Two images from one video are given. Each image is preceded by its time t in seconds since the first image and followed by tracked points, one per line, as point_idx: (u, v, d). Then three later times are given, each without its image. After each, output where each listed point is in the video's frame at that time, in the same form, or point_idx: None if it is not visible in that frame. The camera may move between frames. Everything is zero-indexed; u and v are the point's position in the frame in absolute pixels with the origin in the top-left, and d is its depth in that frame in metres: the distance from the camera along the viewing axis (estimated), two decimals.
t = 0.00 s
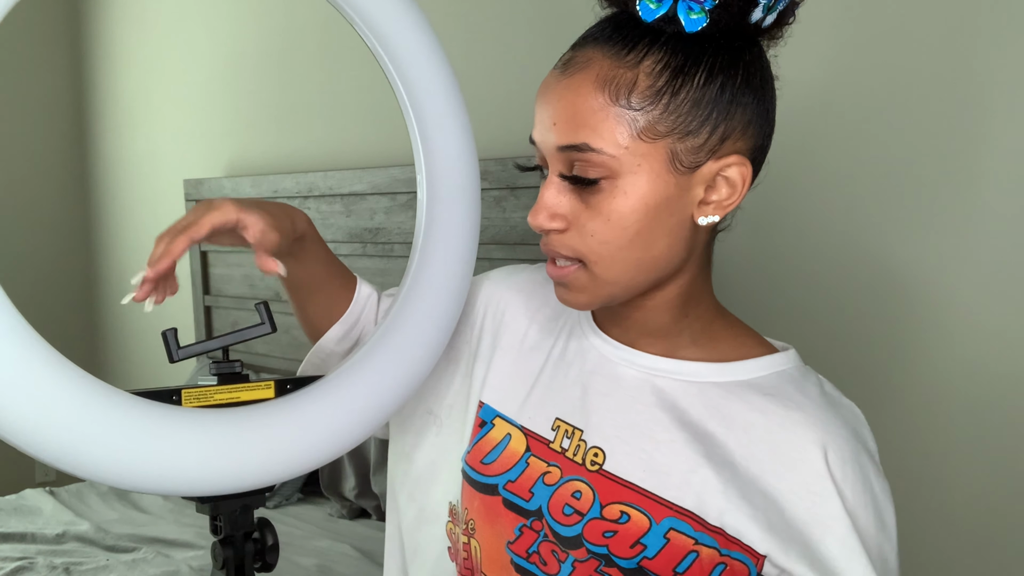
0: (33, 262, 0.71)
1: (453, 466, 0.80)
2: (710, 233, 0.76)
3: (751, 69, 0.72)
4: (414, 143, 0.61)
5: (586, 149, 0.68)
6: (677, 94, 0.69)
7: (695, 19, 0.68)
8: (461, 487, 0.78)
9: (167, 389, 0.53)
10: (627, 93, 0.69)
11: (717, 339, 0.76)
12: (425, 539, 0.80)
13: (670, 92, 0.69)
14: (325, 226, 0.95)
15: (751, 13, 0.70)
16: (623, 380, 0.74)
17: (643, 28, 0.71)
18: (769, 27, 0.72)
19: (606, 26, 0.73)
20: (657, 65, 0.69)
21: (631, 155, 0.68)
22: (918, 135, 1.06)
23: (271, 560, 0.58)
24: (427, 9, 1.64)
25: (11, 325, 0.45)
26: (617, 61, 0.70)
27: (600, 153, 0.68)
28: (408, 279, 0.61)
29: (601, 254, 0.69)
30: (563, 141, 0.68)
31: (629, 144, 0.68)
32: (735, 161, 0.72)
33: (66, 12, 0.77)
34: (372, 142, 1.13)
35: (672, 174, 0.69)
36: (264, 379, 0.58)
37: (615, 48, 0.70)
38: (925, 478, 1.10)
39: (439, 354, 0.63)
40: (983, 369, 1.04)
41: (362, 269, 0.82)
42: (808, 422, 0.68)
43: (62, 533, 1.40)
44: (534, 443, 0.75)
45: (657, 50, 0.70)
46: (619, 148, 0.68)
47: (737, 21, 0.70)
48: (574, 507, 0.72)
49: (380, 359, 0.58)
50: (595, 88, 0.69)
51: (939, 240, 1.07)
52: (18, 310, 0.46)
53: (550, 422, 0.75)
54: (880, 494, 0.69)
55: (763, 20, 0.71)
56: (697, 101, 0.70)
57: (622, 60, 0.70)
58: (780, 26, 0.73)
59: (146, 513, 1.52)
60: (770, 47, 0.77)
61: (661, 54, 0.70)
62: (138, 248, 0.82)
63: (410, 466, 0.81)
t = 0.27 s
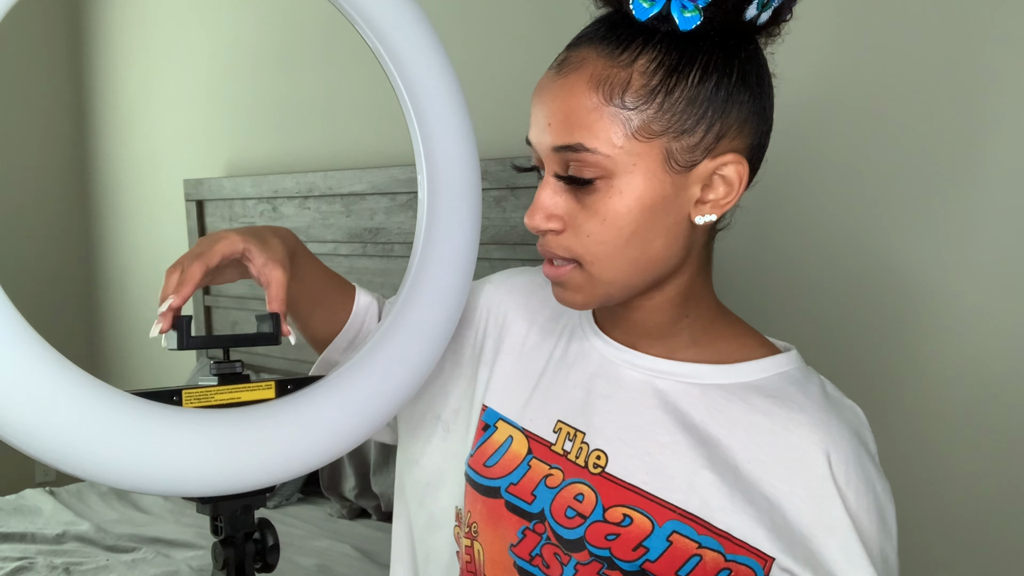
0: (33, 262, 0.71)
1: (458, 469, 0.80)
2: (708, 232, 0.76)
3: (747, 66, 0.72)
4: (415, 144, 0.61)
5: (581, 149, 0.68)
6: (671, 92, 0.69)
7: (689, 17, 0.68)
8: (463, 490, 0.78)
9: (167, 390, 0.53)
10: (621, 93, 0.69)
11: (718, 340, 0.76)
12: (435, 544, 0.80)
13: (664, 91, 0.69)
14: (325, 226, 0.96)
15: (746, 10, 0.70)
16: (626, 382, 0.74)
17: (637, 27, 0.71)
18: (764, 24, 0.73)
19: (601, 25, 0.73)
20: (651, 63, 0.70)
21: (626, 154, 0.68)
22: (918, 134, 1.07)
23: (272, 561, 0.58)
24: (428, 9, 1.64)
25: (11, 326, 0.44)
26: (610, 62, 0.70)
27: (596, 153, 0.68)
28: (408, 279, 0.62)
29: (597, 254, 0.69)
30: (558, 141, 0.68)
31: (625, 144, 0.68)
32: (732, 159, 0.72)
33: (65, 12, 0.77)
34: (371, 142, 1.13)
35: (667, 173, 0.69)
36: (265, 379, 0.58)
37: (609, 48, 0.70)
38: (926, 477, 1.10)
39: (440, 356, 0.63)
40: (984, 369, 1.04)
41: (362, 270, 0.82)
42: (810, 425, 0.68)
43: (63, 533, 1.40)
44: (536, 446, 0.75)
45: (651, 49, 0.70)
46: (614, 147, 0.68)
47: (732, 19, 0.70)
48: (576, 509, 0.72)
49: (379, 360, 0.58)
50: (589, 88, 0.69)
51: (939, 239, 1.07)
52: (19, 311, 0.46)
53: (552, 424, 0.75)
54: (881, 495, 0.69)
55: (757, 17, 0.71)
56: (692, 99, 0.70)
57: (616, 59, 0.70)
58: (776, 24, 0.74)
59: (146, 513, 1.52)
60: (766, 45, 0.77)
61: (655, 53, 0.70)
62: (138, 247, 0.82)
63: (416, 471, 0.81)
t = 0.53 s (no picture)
0: (34, 262, 0.71)
1: (462, 469, 0.80)
2: (708, 229, 0.76)
3: (745, 62, 0.72)
4: (416, 141, 0.61)
5: (579, 144, 0.68)
6: (668, 88, 0.69)
7: (686, 13, 0.67)
8: (467, 489, 0.79)
9: (167, 390, 0.53)
10: (618, 88, 0.69)
11: (718, 340, 0.76)
12: (438, 545, 0.80)
13: (661, 86, 0.69)
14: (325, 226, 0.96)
15: (741, 6, 0.69)
16: (628, 383, 0.74)
17: (634, 24, 0.71)
18: (761, 21, 0.72)
19: (600, 23, 0.73)
20: (648, 59, 0.70)
21: (624, 150, 0.68)
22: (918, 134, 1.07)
23: (272, 561, 0.58)
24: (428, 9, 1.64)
25: (11, 326, 0.44)
26: (608, 58, 0.70)
27: (594, 149, 0.68)
28: (410, 277, 0.62)
29: (595, 250, 0.68)
30: (556, 137, 0.68)
31: (622, 139, 0.68)
32: (730, 155, 0.71)
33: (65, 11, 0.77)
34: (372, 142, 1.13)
35: (666, 168, 0.69)
36: (266, 379, 0.58)
37: (606, 45, 0.70)
38: (926, 477, 1.10)
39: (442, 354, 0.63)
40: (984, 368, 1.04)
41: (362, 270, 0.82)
42: (812, 425, 0.68)
43: (63, 533, 1.40)
44: (538, 446, 0.75)
45: (648, 45, 0.70)
46: (611, 143, 0.68)
47: (729, 15, 0.69)
48: (578, 510, 0.71)
49: (379, 356, 0.58)
50: (587, 84, 0.69)
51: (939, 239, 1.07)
52: (19, 311, 0.46)
53: (553, 424, 0.75)
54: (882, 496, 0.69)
55: (753, 13, 0.71)
56: (689, 95, 0.70)
57: (613, 56, 0.70)
58: (773, 21, 0.73)
59: (146, 513, 1.52)
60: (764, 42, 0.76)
61: (652, 49, 0.70)
62: (139, 247, 0.82)
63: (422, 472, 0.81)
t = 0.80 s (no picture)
0: (36, 262, 0.71)
1: (462, 468, 0.80)
2: (707, 228, 0.76)
3: (743, 61, 0.72)
4: (416, 140, 0.61)
5: (577, 142, 0.68)
6: (666, 86, 0.70)
7: (685, 12, 0.67)
8: (464, 488, 0.79)
9: (169, 389, 0.53)
10: (617, 86, 0.69)
11: (717, 339, 0.76)
12: (438, 545, 0.80)
13: (659, 85, 0.69)
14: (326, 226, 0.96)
15: (739, 6, 0.70)
16: (627, 382, 0.74)
17: (633, 23, 0.71)
18: (760, 21, 0.72)
19: (599, 23, 0.73)
20: (646, 58, 0.70)
21: (622, 148, 0.68)
22: (917, 134, 1.07)
23: (274, 561, 0.58)
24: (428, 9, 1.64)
25: (15, 325, 0.45)
26: (607, 57, 0.70)
27: (592, 146, 0.68)
28: (411, 274, 0.62)
29: (593, 247, 0.69)
30: (554, 135, 0.68)
31: (620, 137, 0.68)
32: (727, 153, 0.71)
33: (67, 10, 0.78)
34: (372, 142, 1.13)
35: (663, 167, 0.70)
36: (267, 379, 0.59)
37: (606, 44, 0.71)
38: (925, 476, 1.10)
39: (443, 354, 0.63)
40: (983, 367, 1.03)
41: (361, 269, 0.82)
42: (809, 424, 0.69)
43: (63, 533, 1.40)
44: (536, 445, 0.75)
45: (647, 44, 0.70)
46: (610, 141, 0.68)
47: (727, 14, 0.70)
48: (575, 508, 0.72)
49: (379, 353, 0.58)
50: (585, 82, 0.69)
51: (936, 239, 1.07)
52: (23, 310, 0.46)
53: (552, 423, 0.75)
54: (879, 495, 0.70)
55: (752, 13, 0.71)
56: (687, 93, 0.70)
57: (612, 54, 0.70)
58: (772, 23, 0.74)
59: (146, 514, 1.52)
60: (764, 44, 0.77)
61: (651, 49, 0.70)
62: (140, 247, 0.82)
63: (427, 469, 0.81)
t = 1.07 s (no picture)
0: (35, 263, 0.71)
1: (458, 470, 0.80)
2: (701, 226, 0.76)
3: (737, 61, 0.72)
4: (415, 138, 0.61)
5: (573, 140, 0.68)
6: (661, 85, 0.70)
7: (680, 11, 0.68)
8: (459, 487, 0.78)
9: (167, 389, 0.54)
10: (612, 85, 0.69)
11: (713, 336, 0.75)
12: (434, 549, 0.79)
13: (654, 83, 0.69)
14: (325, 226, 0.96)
15: (733, 6, 0.70)
16: (621, 377, 0.74)
17: (629, 22, 0.71)
18: (754, 21, 0.72)
19: (596, 21, 0.73)
20: (641, 57, 0.70)
21: (617, 145, 0.68)
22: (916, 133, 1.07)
23: (272, 560, 0.58)
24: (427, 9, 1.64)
25: (13, 325, 0.45)
26: (603, 55, 0.70)
27: (588, 143, 0.68)
28: (410, 273, 0.62)
29: (589, 243, 0.68)
30: (551, 133, 0.68)
31: (616, 135, 0.68)
32: (721, 152, 0.71)
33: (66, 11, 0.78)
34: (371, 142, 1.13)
35: (658, 164, 0.69)
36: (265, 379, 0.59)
37: (603, 43, 0.71)
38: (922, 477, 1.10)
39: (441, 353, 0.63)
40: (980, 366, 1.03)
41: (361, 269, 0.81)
42: (802, 414, 0.69)
43: (63, 533, 1.40)
44: (529, 441, 0.75)
45: (642, 44, 0.70)
46: (606, 138, 0.68)
47: (721, 14, 0.70)
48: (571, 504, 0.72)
49: (375, 352, 0.58)
50: (582, 80, 0.69)
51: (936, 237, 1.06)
52: (20, 311, 0.46)
53: (546, 419, 0.75)
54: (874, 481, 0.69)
55: (746, 13, 0.71)
56: (682, 92, 0.70)
57: (608, 53, 0.70)
58: (766, 23, 0.73)
59: (146, 514, 1.52)
60: (758, 44, 0.77)
61: (646, 47, 0.70)
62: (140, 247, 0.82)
63: (430, 479, 0.81)
